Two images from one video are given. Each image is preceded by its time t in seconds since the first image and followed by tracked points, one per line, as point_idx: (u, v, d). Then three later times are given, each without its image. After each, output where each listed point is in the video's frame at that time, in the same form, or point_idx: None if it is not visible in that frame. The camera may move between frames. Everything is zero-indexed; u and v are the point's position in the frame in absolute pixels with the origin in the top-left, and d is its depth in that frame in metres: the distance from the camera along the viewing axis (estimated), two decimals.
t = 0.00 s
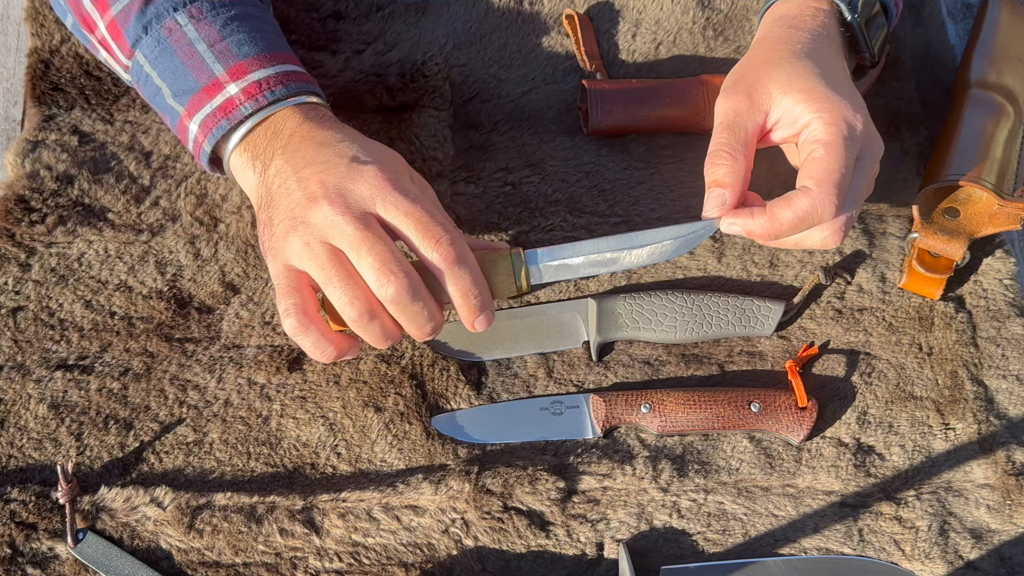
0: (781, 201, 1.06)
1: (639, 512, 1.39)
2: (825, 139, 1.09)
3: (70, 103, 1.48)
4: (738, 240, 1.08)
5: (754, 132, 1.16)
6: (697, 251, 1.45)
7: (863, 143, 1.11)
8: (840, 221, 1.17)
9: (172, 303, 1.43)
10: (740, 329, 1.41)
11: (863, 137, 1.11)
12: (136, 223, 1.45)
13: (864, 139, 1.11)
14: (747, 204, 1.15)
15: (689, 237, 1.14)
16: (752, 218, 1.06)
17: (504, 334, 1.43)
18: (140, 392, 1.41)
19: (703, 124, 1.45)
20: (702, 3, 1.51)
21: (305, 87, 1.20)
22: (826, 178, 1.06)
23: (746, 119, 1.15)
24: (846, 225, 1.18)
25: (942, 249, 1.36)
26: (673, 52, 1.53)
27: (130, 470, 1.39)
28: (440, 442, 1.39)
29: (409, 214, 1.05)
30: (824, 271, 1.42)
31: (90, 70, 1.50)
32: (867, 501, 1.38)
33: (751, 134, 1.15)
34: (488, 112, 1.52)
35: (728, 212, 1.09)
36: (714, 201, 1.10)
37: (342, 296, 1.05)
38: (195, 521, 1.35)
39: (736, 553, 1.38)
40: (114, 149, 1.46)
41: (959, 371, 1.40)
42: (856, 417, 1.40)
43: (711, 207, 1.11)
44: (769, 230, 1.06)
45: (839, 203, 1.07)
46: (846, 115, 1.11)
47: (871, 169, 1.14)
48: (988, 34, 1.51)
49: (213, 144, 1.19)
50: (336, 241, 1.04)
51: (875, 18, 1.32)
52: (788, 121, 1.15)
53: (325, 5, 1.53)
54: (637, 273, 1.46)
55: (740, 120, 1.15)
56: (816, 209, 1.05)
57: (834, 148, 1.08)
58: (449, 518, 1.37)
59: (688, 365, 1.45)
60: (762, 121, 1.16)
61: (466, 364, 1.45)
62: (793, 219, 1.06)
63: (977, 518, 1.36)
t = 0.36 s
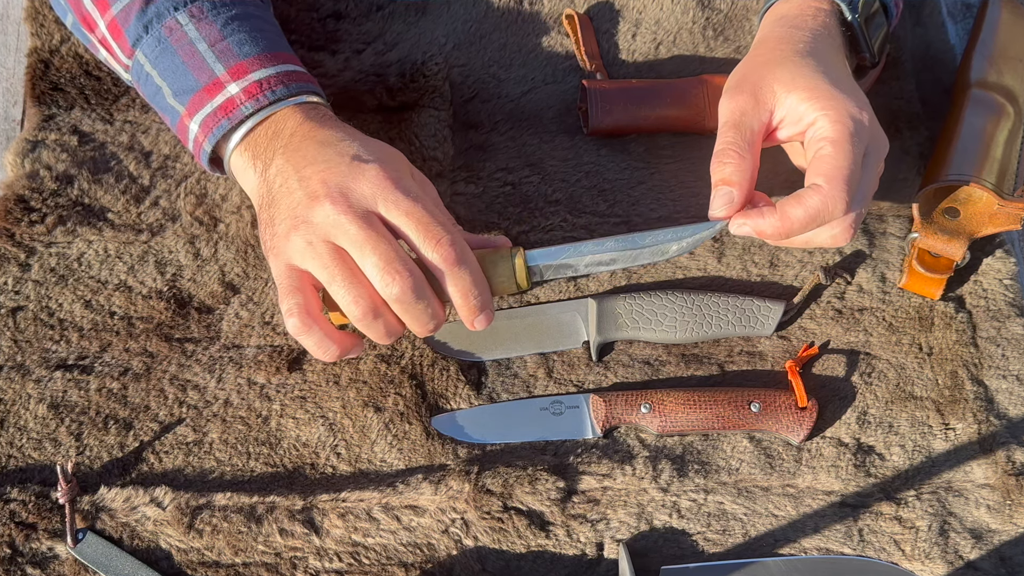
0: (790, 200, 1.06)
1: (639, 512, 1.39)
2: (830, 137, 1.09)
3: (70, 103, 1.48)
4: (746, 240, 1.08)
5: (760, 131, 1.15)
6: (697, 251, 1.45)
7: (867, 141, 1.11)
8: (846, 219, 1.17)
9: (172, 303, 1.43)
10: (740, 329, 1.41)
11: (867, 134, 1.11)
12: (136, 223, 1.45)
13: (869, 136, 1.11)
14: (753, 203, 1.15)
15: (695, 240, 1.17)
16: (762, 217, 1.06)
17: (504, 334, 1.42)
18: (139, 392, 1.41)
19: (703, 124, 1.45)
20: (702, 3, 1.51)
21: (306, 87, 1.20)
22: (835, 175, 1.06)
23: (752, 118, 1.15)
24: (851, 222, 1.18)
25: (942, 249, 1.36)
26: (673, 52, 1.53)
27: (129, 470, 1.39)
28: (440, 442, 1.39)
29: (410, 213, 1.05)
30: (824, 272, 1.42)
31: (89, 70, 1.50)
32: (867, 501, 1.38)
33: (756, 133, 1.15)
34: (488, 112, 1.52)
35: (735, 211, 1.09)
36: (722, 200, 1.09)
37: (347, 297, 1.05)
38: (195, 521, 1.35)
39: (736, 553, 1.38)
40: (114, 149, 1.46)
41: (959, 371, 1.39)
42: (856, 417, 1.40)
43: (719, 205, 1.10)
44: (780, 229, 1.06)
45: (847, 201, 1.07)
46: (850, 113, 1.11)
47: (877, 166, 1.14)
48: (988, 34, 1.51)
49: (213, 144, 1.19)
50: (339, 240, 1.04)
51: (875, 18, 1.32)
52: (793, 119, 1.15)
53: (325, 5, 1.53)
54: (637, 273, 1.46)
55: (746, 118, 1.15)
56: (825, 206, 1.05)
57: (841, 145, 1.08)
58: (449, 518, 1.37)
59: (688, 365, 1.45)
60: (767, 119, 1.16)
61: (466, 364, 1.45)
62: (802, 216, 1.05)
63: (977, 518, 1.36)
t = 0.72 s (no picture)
0: (789, 196, 1.05)
1: (639, 512, 1.39)
2: (830, 135, 1.09)
3: (69, 103, 1.48)
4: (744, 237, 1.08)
5: (760, 128, 1.15)
6: (697, 251, 1.45)
7: (868, 139, 1.11)
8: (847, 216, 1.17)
9: (171, 303, 1.43)
10: (740, 329, 1.41)
11: (868, 131, 1.11)
12: (136, 223, 1.45)
13: (870, 133, 1.11)
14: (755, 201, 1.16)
15: (696, 234, 1.14)
16: (759, 214, 1.06)
17: (504, 334, 1.42)
18: (139, 392, 1.41)
19: (703, 124, 1.44)
20: (702, 3, 1.51)
21: (306, 86, 1.20)
22: (834, 172, 1.06)
23: (752, 116, 1.15)
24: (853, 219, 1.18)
25: (942, 249, 1.36)
26: (673, 52, 1.53)
27: (129, 470, 1.39)
28: (440, 442, 1.39)
29: (412, 211, 1.05)
30: (824, 271, 1.42)
31: (89, 70, 1.50)
32: (867, 501, 1.38)
33: (757, 130, 1.15)
34: (488, 113, 1.52)
35: (734, 208, 1.09)
36: (723, 196, 1.09)
37: (352, 296, 1.05)
38: (194, 521, 1.35)
39: (736, 553, 1.38)
40: (113, 149, 1.46)
41: (959, 371, 1.39)
42: (856, 417, 1.40)
43: (719, 201, 1.10)
44: (777, 225, 1.06)
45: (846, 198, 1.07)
46: (851, 110, 1.11)
47: (877, 164, 1.14)
48: (988, 34, 1.51)
49: (213, 143, 1.19)
50: (341, 238, 1.04)
51: (874, 18, 1.32)
52: (794, 117, 1.15)
53: (324, 5, 1.53)
54: (637, 273, 1.46)
55: (747, 116, 1.15)
56: (824, 202, 1.05)
57: (841, 143, 1.08)
58: (449, 518, 1.37)
59: (688, 365, 1.45)
60: (767, 118, 1.16)
61: (466, 364, 1.45)
62: (800, 213, 1.05)
63: (977, 518, 1.36)
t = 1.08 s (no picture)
0: (789, 194, 1.05)
1: (639, 512, 1.39)
2: (830, 134, 1.09)
3: (69, 103, 1.48)
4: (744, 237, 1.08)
5: (760, 128, 1.15)
6: (697, 251, 1.45)
7: (868, 137, 1.11)
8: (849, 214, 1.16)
9: (171, 303, 1.43)
10: (740, 329, 1.41)
11: (868, 130, 1.11)
12: (135, 223, 1.45)
13: (871, 132, 1.11)
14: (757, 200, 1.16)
15: (697, 234, 1.14)
16: (759, 213, 1.06)
17: (504, 334, 1.42)
18: (139, 392, 1.41)
19: (703, 124, 1.44)
20: (702, 3, 1.51)
21: (306, 86, 1.19)
22: (834, 170, 1.06)
23: (752, 115, 1.15)
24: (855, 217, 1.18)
25: (942, 250, 1.36)
26: (673, 52, 1.53)
27: (129, 471, 1.39)
28: (440, 442, 1.39)
29: (412, 209, 1.05)
30: (824, 271, 1.42)
31: (88, 70, 1.50)
32: (867, 501, 1.38)
33: (757, 130, 1.15)
34: (488, 112, 1.51)
35: (734, 207, 1.09)
36: (723, 195, 1.09)
37: (355, 296, 1.05)
38: (194, 521, 1.35)
39: (736, 553, 1.38)
40: (113, 149, 1.46)
41: (960, 371, 1.39)
42: (856, 417, 1.40)
43: (720, 201, 1.09)
44: (777, 224, 1.06)
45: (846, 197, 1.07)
46: (852, 109, 1.11)
47: (878, 162, 1.13)
48: (988, 34, 1.51)
49: (213, 143, 1.19)
50: (342, 238, 1.04)
51: (874, 18, 1.32)
52: (794, 116, 1.15)
53: (324, 4, 1.53)
54: (637, 273, 1.46)
55: (747, 115, 1.15)
56: (824, 201, 1.05)
57: (841, 141, 1.08)
58: (449, 518, 1.37)
59: (688, 365, 1.45)
60: (767, 117, 1.16)
61: (466, 365, 1.45)
62: (800, 212, 1.05)
63: (977, 518, 1.36)
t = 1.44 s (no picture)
0: (790, 194, 1.05)
1: (639, 512, 1.38)
2: (829, 134, 1.09)
3: (69, 103, 1.48)
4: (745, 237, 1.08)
5: (761, 128, 1.15)
6: (697, 251, 1.45)
7: (868, 137, 1.11)
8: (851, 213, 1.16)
9: (171, 303, 1.43)
10: (740, 329, 1.41)
11: (868, 129, 1.11)
12: (135, 223, 1.45)
13: (871, 132, 1.11)
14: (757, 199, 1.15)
15: (699, 234, 1.14)
16: (760, 213, 1.06)
17: (504, 334, 1.42)
18: (139, 392, 1.41)
19: (703, 124, 1.44)
20: (702, 3, 1.51)
21: (306, 86, 1.19)
22: (835, 170, 1.06)
23: (752, 115, 1.15)
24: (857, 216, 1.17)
25: (942, 249, 1.36)
26: (673, 52, 1.53)
27: (128, 471, 1.39)
28: (440, 442, 1.39)
29: (413, 208, 1.05)
30: (824, 271, 1.42)
31: (88, 69, 1.49)
32: (867, 501, 1.38)
33: (757, 130, 1.15)
34: (488, 112, 1.51)
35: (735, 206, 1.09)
36: (723, 196, 1.09)
37: (356, 295, 1.05)
38: (193, 521, 1.35)
39: (736, 553, 1.38)
40: (113, 149, 1.46)
41: (960, 371, 1.39)
42: (856, 417, 1.40)
43: (720, 201, 1.09)
44: (779, 224, 1.06)
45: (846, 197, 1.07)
46: (852, 108, 1.11)
47: (878, 162, 1.13)
48: (988, 34, 1.51)
49: (212, 143, 1.19)
50: (343, 237, 1.04)
51: (874, 17, 1.32)
52: (794, 116, 1.15)
53: (324, 4, 1.53)
54: (637, 273, 1.46)
55: (747, 116, 1.15)
56: (825, 201, 1.05)
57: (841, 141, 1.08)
58: (449, 518, 1.37)
59: (688, 365, 1.45)
60: (767, 117, 1.16)
61: (466, 364, 1.45)
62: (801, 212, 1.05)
63: (977, 519, 1.36)
